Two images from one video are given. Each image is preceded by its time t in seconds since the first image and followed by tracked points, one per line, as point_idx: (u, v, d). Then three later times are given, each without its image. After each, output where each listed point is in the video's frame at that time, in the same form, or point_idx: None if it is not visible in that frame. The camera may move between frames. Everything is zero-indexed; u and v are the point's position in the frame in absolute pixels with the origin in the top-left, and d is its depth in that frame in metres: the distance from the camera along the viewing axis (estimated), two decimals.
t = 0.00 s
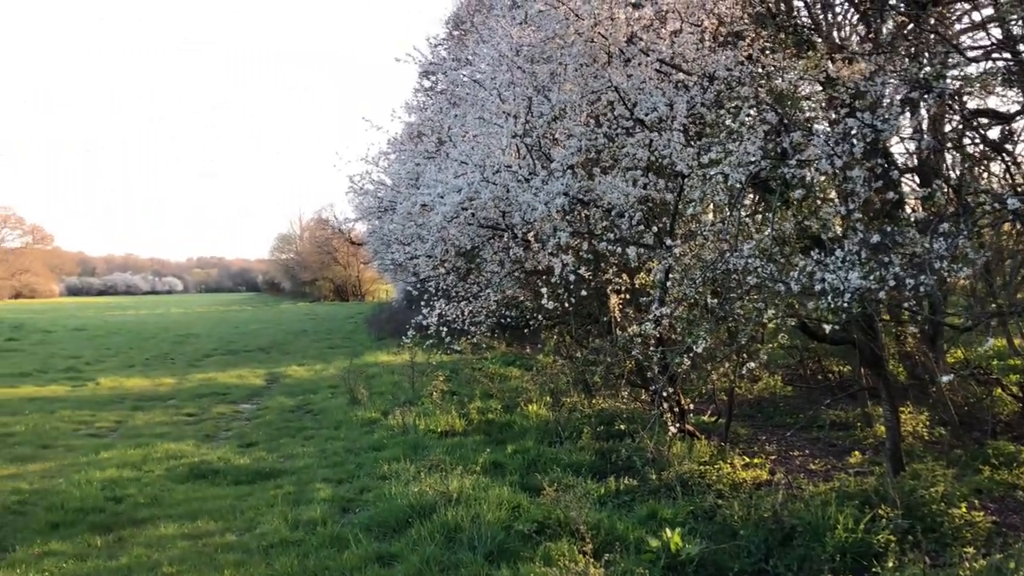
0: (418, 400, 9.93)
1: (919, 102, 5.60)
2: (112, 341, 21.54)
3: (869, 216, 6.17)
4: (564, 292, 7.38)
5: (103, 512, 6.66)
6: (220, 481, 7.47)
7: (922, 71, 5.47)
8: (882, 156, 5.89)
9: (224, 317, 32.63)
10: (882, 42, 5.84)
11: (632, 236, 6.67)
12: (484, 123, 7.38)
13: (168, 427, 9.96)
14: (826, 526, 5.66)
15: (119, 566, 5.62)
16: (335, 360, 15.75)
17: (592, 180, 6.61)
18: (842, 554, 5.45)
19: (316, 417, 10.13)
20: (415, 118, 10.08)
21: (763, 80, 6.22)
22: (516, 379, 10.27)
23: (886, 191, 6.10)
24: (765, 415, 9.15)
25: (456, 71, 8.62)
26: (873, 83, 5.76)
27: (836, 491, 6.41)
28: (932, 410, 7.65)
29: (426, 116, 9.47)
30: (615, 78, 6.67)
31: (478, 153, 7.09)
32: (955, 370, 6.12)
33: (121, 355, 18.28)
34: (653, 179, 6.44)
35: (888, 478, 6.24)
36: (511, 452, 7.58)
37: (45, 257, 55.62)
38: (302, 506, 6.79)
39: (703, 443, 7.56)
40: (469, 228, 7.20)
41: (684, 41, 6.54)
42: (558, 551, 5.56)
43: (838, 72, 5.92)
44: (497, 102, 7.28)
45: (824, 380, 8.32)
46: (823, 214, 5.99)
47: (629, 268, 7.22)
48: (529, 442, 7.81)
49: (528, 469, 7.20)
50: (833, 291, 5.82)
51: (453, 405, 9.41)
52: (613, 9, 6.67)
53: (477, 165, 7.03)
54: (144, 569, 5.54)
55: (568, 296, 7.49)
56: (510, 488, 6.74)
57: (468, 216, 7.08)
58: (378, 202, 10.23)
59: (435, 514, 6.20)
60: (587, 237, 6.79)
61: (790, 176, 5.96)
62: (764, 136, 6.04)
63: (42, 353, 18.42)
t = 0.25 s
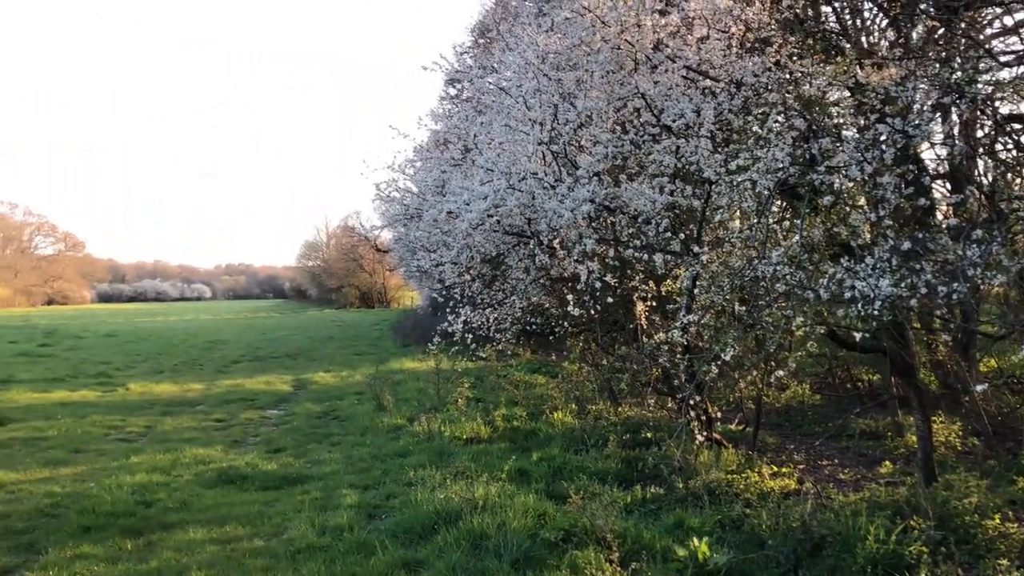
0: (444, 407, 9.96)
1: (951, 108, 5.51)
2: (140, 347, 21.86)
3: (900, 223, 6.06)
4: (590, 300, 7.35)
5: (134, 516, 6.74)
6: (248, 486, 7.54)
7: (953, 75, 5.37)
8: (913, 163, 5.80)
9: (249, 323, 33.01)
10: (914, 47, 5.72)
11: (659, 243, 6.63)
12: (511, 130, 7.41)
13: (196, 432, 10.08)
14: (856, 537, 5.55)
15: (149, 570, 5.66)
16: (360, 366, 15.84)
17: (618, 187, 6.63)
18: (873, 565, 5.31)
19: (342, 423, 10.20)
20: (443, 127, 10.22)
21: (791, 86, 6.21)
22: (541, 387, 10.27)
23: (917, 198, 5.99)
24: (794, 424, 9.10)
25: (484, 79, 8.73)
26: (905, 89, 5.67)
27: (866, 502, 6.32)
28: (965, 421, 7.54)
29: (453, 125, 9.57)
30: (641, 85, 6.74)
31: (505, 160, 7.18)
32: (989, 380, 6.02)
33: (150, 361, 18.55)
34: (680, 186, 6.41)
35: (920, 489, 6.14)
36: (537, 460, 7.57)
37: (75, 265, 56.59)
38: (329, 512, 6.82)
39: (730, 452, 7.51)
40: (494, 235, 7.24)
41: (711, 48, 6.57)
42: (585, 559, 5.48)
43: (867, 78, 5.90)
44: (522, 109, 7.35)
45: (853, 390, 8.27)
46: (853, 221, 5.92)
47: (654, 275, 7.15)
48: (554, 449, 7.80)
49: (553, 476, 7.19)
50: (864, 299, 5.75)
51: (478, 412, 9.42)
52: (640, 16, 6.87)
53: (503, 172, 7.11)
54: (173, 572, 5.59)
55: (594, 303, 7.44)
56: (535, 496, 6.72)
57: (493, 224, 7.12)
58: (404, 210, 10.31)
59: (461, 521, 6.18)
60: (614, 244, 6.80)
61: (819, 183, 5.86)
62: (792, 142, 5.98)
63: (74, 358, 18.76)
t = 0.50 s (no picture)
0: (469, 416, 9.99)
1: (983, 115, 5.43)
2: (169, 356, 22.19)
3: (930, 233, 5.97)
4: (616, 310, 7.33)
5: (164, 524, 6.81)
6: (275, 495, 7.59)
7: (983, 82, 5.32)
8: (944, 171, 5.70)
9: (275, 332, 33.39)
10: (943, 55, 5.71)
11: (686, 252, 6.60)
12: (536, 141, 7.46)
13: (224, 440, 10.19)
14: (887, 551, 5.41)
15: None
16: (386, 376, 15.93)
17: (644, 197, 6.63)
18: None
19: (368, 432, 10.26)
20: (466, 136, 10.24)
21: (818, 94, 6.15)
22: (567, 397, 10.27)
23: (948, 207, 5.89)
24: (822, 436, 9.05)
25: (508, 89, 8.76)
26: (936, 96, 5.63)
27: (898, 515, 6.22)
28: (998, 433, 7.42)
29: (477, 135, 9.64)
30: (667, 94, 6.74)
31: (530, 170, 7.19)
32: None
33: (178, 369, 18.79)
34: (706, 195, 6.37)
35: (953, 502, 6.03)
36: (563, 470, 7.56)
37: (103, 274, 57.48)
38: (355, 521, 6.84)
39: (757, 463, 7.45)
40: (519, 245, 7.26)
41: (737, 57, 6.52)
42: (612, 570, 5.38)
43: (896, 86, 5.83)
44: (547, 119, 7.41)
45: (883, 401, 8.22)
46: (882, 229, 5.87)
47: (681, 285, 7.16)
48: (580, 460, 7.78)
49: (579, 487, 7.17)
50: (894, 309, 5.69)
51: (503, 422, 9.43)
52: (665, 25, 6.81)
53: (529, 182, 7.12)
54: None
55: (620, 314, 7.39)
56: (561, 507, 6.70)
57: (518, 233, 7.15)
58: (429, 219, 10.40)
59: (487, 531, 6.15)
60: (640, 253, 6.81)
61: (848, 191, 5.84)
62: (820, 151, 5.97)
63: (105, 367, 19.06)
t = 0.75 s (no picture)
0: (493, 430, 9.98)
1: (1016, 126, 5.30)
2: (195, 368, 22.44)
3: (960, 246, 5.92)
4: (640, 323, 7.32)
5: (190, 536, 6.83)
6: (299, 507, 7.61)
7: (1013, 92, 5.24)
8: (973, 183, 5.67)
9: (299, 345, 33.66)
10: (972, 65, 5.62)
11: (711, 265, 6.53)
12: (560, 153, 7.51)
13: (250, 453, 10.25)
14: (920, 568, 5.23)
15: None
16: (409, 389, 15.97)
17: (669, 209, 6.63)
18: None
19: (392, 446, 10.27)
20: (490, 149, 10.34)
21: (845, 105, 6.12)
22: (591, 410, 10.23)
23: (979, 219, 5.79)
24: (850, 451, 8.96)
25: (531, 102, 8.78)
26: (965, 106, 5.56)
27: (929, 532, 6.10)
28: None
29: (501, 148, 9.73)
30: (692, 106, 6.73)
31: (553, 183, 7.21)
32: None
33: (203, 382, 18.98)
34: (732, 207, 6.30)
35: (986, 519, 5.90)
36: (587, 484, 7.51)
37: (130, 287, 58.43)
38: (379, 534, 6.82)
39: (784, 478, 7.36)
40: (543, 258, 7.27)
41: (762, 68, 6.47)
42: None
43: (925, 96, 5.73)
44: (571, 131, 7.47)
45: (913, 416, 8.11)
46: (911, 241, 5.81)
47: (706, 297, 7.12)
48: (605, 474, 7.72)
49: (604, 501, 7.11)
50: (924, 322, 5.61)
51: (527, 436, 9.40)
52: (689, 37, 6.78)
53: (552, 195, 7.10)
54: None
55: (645, 326, 7.35)
56: (586, 521, 6.64)
57: (542, 246, 7.16)
58: (453, 232, 10.48)
59: (511, 546, 6.05)
60: (665, 266, 6.78)
61: (877, 204, 5.78)
62: (847, 162, 5.94)
63: (132, 379, 19.31)
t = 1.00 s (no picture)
0: (513, 443, 9.96)
1: None
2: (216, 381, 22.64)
3: (987, 258, 5.80)
4: (662, 336, 7.30)
5: (212, 547, 6.86)
6: (320, 520, 7.62)
7: None
8: (1001, 194, 5.57)
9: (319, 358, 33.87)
10: (997, 76, 5.59)
11: (734, 277, 6.50)
12: (581, 166, 7.55)
13: (271, 465, 10.30)
14: None
15: None
16: (429, 402, 15.99)
17: (690, 222, 6.59)
18: None
19: (413, 459, 10.27)
20: (510, 162, 10.44)
21: (868, 117, 6.11)
22: (612, 424, 10.19)
23: (1006, 231, 5.71)
24: (875, 466, 8.86)
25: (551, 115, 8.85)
26: (992, 116, 5.40)
27: (957, 548, 5.98)
28: None
29: (521, 161, 9.80)
30: (713, 118, 6.72)
31: (574, 196, 7.26)
32: None
33: (224, 395, 19.11)
34: (755, 220, 6.24)
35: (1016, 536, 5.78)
36: (609, 498, 7.47)
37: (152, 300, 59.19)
38: (400, 548, 6.80)
39: (808, 493, 7.27)
40: (563, 270, 7.29)
41: (784, 80, 6.50)
42: None
43: (948, 108, 5.77)
44: (592, 145, 7.52)
45: (938, 431, 8.01)
46: (936, 253, 5.73)
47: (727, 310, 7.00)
48: (626, 488, 7.67)
49: (626, 516, 7.05)
50: (950, 335, 5.53)
51: (548, 450, 9.37)
52: (710, 50, 6.88)
53: (573, 207, 7.17)
54: None
55: (667, 339, 7.33)
56: (607, 535, 6.59)
57: (563, 258, 7.17)
58: (472, 245, 10.52)
59: (532, 560, 5.95)
60: (686, 279, 6.74)
61: (901, 216, 5.67)
62: (871, 174, 5.90)
63: (155, 392, 19.48)
